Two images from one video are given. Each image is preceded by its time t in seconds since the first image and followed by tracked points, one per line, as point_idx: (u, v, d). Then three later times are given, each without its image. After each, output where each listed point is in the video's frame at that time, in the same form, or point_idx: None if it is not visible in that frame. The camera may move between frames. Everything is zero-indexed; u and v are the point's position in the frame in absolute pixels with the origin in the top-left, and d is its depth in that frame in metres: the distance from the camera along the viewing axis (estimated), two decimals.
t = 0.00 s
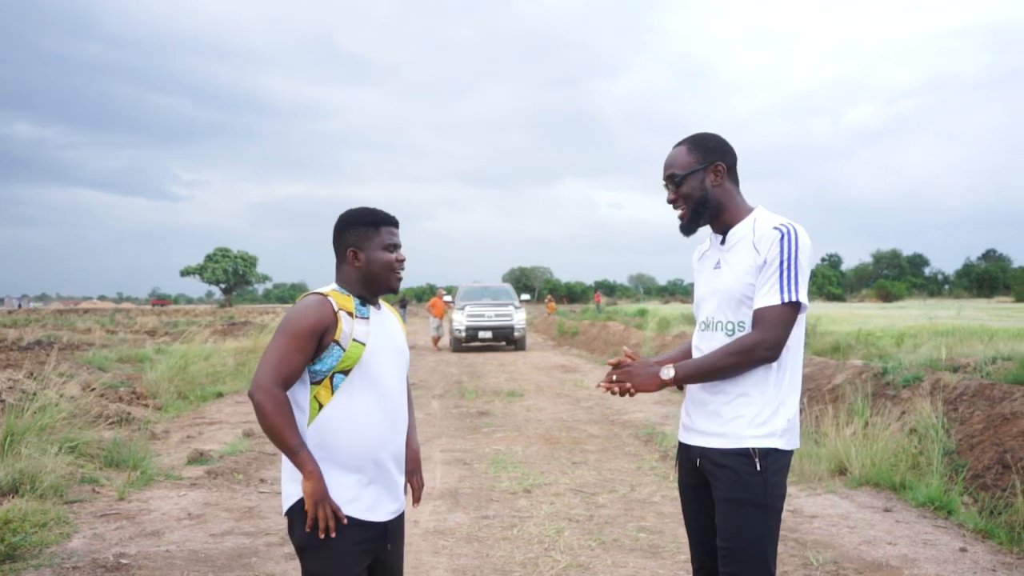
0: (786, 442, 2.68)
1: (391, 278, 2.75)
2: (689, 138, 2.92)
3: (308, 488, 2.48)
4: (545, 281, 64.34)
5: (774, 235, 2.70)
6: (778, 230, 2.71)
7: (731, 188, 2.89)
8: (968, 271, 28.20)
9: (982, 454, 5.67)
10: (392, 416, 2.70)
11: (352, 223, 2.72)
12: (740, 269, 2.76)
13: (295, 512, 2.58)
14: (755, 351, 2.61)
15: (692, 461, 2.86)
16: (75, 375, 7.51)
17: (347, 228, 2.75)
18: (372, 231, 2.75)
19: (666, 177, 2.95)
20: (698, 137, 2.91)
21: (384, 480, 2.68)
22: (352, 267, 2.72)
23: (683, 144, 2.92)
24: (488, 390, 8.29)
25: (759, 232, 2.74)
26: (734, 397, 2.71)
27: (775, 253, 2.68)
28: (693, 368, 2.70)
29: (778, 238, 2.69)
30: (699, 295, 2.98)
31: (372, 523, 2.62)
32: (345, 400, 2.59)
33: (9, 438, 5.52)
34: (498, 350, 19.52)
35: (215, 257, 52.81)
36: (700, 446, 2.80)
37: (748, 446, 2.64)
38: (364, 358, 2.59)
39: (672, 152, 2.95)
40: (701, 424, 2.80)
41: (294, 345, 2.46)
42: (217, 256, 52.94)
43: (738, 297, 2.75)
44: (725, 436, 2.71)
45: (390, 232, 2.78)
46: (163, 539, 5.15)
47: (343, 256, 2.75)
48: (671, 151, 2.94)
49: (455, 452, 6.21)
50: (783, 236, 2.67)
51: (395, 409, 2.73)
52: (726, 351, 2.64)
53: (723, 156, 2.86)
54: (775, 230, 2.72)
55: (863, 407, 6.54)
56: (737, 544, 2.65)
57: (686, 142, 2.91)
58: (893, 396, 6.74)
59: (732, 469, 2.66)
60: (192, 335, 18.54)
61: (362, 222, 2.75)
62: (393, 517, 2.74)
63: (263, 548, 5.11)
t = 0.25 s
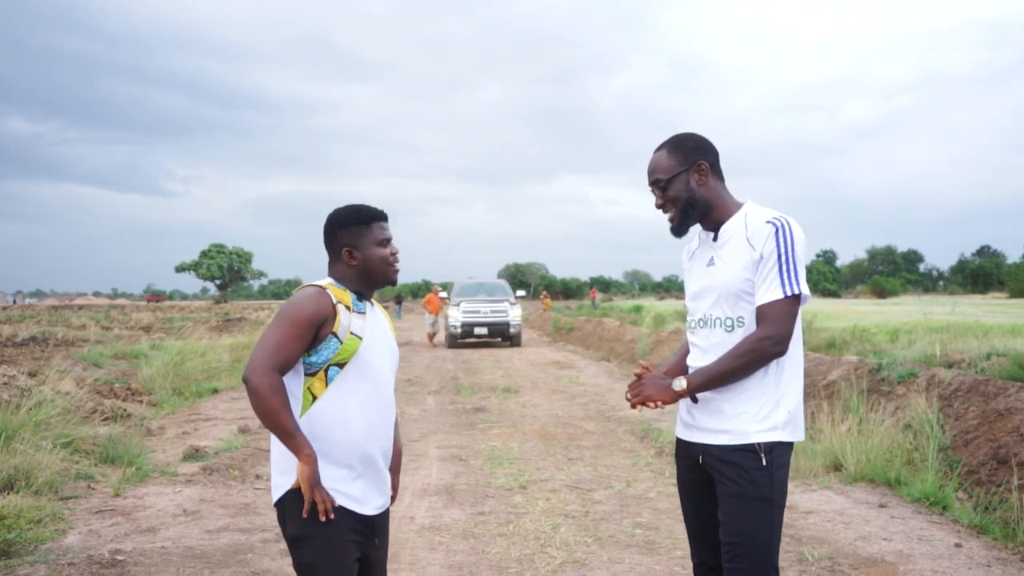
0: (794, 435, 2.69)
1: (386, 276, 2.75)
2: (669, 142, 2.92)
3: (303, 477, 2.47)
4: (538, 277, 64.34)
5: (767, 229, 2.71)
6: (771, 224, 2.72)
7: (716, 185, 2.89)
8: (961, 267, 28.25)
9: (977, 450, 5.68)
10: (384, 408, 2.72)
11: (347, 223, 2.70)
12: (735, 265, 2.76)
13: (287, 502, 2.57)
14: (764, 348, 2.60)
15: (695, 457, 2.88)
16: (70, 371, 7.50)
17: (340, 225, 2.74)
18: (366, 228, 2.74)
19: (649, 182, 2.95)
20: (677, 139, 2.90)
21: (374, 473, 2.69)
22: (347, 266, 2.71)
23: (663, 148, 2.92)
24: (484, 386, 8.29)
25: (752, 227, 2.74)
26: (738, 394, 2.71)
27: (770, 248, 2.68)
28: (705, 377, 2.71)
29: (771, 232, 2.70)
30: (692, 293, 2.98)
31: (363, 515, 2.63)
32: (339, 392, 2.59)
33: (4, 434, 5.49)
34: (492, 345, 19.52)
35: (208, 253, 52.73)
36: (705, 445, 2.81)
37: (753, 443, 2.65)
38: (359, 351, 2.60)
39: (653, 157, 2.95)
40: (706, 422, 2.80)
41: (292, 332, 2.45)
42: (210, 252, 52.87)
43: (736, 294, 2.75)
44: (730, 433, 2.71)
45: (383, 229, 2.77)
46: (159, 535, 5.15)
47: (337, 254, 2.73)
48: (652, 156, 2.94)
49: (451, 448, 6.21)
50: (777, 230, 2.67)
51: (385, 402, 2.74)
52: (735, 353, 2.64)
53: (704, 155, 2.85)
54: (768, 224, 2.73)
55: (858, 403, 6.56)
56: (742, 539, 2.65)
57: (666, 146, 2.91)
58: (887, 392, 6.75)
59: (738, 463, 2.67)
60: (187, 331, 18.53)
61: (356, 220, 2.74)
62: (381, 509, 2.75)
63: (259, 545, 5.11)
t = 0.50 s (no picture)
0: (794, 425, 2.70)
1: (360, 268, 2.76)
2: (662, 146, 2.93)
3: (300, 480, 2.48)
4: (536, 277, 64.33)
5: (768, 226, 2.73)
6: (772, 221, 2.73)
7: (712, 185, 2.90)
8: (960, 267, 28.25)
9: (976, 449, 5.68)
10: (371, 408, 2.72)
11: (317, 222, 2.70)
12: (735, 261, 2.76)
13: (276, 507, 2.59)
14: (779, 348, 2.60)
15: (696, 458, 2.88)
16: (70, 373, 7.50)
17: (311, 224, 2.74)
18: (338, 225, 2.74)
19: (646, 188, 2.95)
20: (671, 142, 2.92)
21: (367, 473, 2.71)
22: (321, 265, 2.72)
23: (657, 152, 2.93)
24: (483, 386, 8.28)
25: (752, 225, 2.75)
26: (741, 393, 2.72)
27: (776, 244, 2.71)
28: (719, 373, 2.69)
29: (773, 228, 2.71)
30: (687, 292, 2.98)
31: (356, 518, 2.65)
32: (327, 396, 2.59)
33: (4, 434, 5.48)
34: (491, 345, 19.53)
35: (207, 254, 52.73)
36: (706, 446, 2.80)
37: (756, 442, 2.66)
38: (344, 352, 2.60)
39: (647, 163, 2.95)
40: (708, 423, 2.80)
41: (276, 339, 2.44)
42: (209, 253, 52.87)
43: (738, 290, 2.75)
44: (732, 432, 2.71)
45: (355, 223, 2.78)
46: (158, 535, 5.14)
47: (310, 253, 2.73)
48: (646, 162, 2.94)
49: (450, 448, 6.21)
50: (780, 226, 2.69)
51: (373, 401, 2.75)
52: (750, 352, 2.63)
53: (698, 154, 2.86)
54: (767, 221, 2.74)
55: (857, 402, 6.56)
56: (745, 540, 2.65)
57: (659, 150, 2.92)
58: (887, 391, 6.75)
59: (740, 464, 2.67)
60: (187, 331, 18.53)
61: (326, 217, 2.74)
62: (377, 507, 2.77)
63: (259, 545, 5.11)
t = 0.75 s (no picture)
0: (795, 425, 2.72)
1: (334, 271, 2.78)
2: (662, 141, 2.92)
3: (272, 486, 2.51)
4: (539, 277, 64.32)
5: (770, 222, 2.73)
6: (774, 217, 2.74)
7: (713, 181, 2.90)
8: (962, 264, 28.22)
9: (977, 446, 5.68)
10: (347, 410, 2.75)
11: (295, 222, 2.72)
12: (737, 257, 2.77)
13: (251, 509, 2.63)
14: (783, 340, 2.62)
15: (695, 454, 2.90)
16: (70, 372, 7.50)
17: (287, 224, 2.75)
18: (315, 225, 2.76)
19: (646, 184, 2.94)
20: (671, 136, 2.91)
21: (344, 475, 2.74)
22: (298, 265, 2.72)
23: (657, 147, 2.92)
24: (484, 384, 8.28)
25: (754, 220, 2.76)
26: (743, 389, 2.73)
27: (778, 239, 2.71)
28: (718, 362, 2.70)
29: (775, 224, 2.72)
30: (689, 287, 2.98)
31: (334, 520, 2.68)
32: (301, 402, 2.62)
33: (4, 433, 5.49)
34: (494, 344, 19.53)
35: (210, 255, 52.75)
36: (706, 441, 2.82)
37: (756, 438, 2.67)
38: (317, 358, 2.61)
39: (646, 157, 2.95)
40: (709, 418, 2.82)
41: (242, 350, 2.46)
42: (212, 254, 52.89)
43: (738, 285, 2.76)
44: (733, 428, 2.73)
45: (331, 225, 2.80)
46: (159, 534, 5.15)
47: (286, 254, 2.74)
48: (646, 157, 2.94)
49: (451, 446, 6.21)
50: (782, 222, 2.70)
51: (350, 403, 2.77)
52: (752, 343, 2.64)
53: (699, 150, 2.86)
54: (770, 216, 2.75)
55: (858, 399, 6.55)
56: (746, 537, 2.67)
57: (660, 145, 2.91)
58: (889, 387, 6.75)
59: (741, 461, 2.69)
60: (189, 330, 18.54)
61: (303, 218, 2.75)
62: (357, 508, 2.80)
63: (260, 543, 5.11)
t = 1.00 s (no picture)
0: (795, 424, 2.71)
1: (322, 271, 2.80)
2: (668, 138, 2.93)
3: (263, 491, 2.58)
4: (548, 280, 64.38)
5: (774, 221, 2.72)
6: (779, 216, 2.73)
7: (718, 180, 2.91)
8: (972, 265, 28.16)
9: (983, 445, 5.67)
10: (342, 413, 2.79)
11: (280, 225, 2.73)
12: (741, 256, 2.77)
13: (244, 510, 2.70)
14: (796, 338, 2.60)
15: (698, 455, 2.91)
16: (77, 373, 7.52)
17: (274, 227, 2.77)
18: (302, 227, 2.78)
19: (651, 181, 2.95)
20: (678, 134, 2.92)
21: (339, 476, 2.79)
22: (286, 268, 2.74)
23: (663, 144, 2.93)
24: (490, 385, 8.29)
25: (758, 220, 2.75)
26: (747, 389, 2.73)
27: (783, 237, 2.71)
28: (728, 359, 2.70)
29: (780, 223, 2.71)
30: (693, 284, 2.99)
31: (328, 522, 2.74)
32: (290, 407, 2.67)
33: (12, 433, 5.50)
34: (501, 346, 19.53)
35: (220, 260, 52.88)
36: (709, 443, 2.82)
37: (757, 438, 2.66)
38: (306, 363, 2.65)
39: (652, 156, 2.96)
40: (713, 419, 2.81)
41: (227, 359, 2.52)
42: (222, 258, 53.02)
43: (742, 285, 2.76)
44: (736, 429, 2.72)
45: (317, 225, 2.82)
46: (165, 534, 5.17)
47: (274, 258, 2.76)
48: (652, 155, 2.95)
49: (457, 446, 6.22)
50: (786, 222, 2.69)
51: (344, 404, 2.82)
52: (764, 341, 2.63)
53: (705, 148, 2.87)
54: (775, 215, 2.74)
55: (863, 398, 6.55)
56: (749, 537, 2.67)
57: (666, 143, 2.92)
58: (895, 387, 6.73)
59: (741, 461, 2.69)
60: (197, 332, 18.57)
61: (288, 221, 2.77)
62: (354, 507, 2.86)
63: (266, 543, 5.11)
